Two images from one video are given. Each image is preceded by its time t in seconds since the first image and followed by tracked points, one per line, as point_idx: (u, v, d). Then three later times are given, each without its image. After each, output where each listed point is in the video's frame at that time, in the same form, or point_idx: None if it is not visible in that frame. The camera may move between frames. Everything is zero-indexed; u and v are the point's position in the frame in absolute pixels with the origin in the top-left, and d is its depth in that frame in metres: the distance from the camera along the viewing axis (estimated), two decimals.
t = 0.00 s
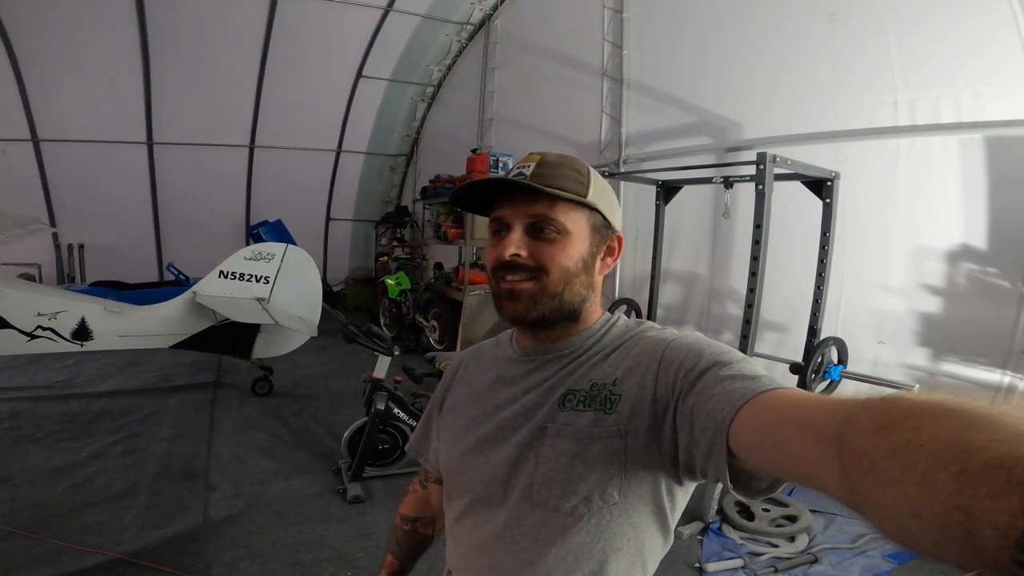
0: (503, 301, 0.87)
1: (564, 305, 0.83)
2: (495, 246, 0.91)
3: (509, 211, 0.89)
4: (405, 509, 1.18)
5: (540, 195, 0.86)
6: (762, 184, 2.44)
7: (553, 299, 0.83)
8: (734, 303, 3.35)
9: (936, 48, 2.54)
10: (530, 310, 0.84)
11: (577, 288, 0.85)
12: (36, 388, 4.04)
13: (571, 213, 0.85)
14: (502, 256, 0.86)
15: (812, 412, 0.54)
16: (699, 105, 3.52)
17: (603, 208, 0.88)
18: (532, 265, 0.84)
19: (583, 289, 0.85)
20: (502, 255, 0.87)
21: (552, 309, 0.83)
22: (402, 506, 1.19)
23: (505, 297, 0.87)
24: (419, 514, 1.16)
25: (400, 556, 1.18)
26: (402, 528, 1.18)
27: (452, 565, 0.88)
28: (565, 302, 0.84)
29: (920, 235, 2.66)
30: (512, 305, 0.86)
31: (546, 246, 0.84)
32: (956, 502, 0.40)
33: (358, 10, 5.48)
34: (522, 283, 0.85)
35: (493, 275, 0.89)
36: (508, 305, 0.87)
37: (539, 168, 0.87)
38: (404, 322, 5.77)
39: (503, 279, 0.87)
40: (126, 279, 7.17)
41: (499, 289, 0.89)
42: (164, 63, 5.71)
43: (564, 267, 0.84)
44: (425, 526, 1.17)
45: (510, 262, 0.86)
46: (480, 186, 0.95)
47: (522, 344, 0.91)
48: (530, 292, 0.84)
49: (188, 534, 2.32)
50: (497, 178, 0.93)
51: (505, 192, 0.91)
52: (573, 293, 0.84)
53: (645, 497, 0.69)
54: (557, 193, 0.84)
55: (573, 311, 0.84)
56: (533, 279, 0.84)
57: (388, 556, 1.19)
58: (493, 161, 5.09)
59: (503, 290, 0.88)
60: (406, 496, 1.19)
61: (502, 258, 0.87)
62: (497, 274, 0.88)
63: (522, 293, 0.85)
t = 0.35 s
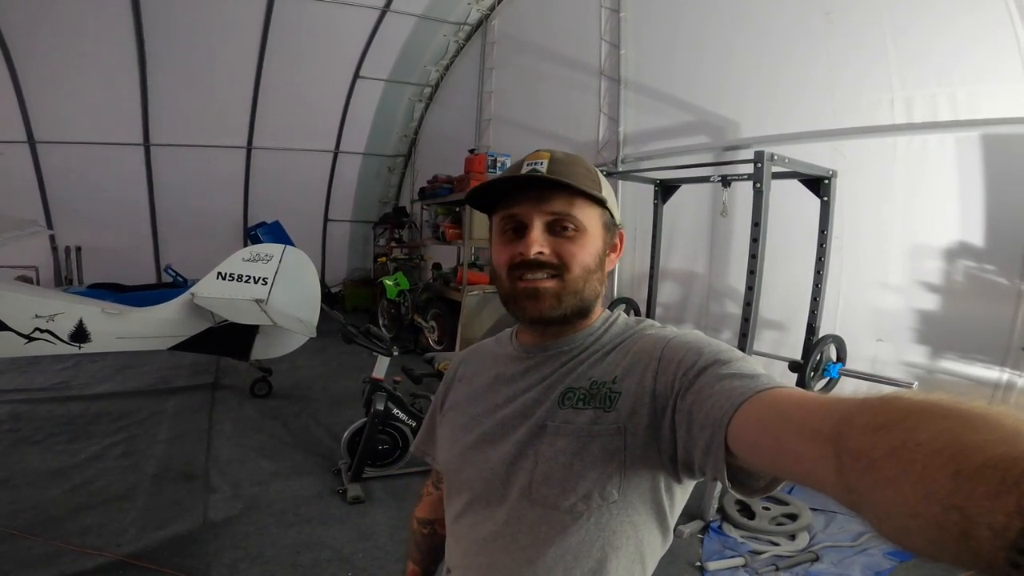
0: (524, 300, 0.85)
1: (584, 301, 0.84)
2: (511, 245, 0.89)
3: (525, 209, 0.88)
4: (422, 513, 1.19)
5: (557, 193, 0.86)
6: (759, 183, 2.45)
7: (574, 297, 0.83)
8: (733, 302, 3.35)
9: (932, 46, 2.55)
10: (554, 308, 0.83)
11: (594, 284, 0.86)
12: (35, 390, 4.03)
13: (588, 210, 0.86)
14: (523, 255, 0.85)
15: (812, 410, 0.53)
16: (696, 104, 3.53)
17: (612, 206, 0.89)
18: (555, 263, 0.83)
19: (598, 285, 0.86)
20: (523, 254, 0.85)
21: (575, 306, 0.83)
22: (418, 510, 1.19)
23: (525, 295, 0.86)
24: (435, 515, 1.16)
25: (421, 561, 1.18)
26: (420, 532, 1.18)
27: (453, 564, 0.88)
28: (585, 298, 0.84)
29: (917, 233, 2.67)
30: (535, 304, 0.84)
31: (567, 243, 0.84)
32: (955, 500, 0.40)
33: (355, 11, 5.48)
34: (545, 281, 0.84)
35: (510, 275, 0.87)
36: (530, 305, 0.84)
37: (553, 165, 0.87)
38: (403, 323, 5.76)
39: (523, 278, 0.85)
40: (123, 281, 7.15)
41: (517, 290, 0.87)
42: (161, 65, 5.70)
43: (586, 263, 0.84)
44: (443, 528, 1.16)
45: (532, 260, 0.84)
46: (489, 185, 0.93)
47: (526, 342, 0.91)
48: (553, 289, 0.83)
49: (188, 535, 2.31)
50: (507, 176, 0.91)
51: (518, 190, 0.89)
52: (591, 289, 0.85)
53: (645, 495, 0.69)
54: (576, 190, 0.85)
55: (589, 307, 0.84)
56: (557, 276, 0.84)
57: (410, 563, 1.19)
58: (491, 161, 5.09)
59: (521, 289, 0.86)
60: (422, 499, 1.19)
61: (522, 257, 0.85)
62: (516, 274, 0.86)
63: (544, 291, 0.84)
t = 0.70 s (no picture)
0: (533, 303, 0.85)
1: (591, 304, 0.84)
2: (520, 247, 0.89)
3: (534, 211, 0.87)
4: (419, 511, 1.18)
5: (567, 194, 0.86)
6: (758, 182, 2.45)
7: (583, 300, 0.83)
8: (732, 301, 3.35)
9: (930, 44, 2.55)
10: (564, 310, 0.83)
11: (600, 286, 0.87)
12: (33, 392, 4.02)
13: (597, 213, 0.87)
14: (535, 257, 0.84)
15: (813, 410, 0.54)
16: (694, 104, 3.53)
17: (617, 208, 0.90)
18: (565, 266, 0.84)
19: (603, 288, 0.87)
20: (534, 257, 0.85)
21: (583, 309, 0.84)
22: (415, 508, 1.19)
23: (534, 299, 0.85)
24: (432, 515, 1.16)
25: (417, 559, 1.18)
26: (417, 530, 1.18)
27: (454, 564, 0.88)
28: (592, 301, 0.84)
29: (915, 232, 2.68)
30: (544, 307, 0.84)
31: (578, 246, 0.85)
32: (957, 501, 0.40)
33: (352, 11, 5.47)
34: (555, 284, 0.84)
35: (519, 277, 0.87)
36: (540, 307, 0.84)
37: (562, 166, 0.86)
38: (402, 323, 5.76)
39: (533, 281, 0.85)
40: (121, 283, 7.13)
41: (526, 292, 0.86)
42: (158, 66, 5.69)
43: (593, 267, 0.85)
44: (441, 527, 1.16)
45: (544, 263, 0.84)
46: (496, 184, 0.91)
47: (526, 343, 0.90)
48: (562, 293, 0.83)
49: (188, 537, 2.30)
50: (515, 175, 0.90)
51: (527, 191, 0.88)
52: (597, 292, 0.86)
53: (646, 496, 0.69)
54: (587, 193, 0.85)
55: (594, 309, 0.85)
56: (566, 279, 0.84)
57: (406, 559, 1.19)
58: (490, 161, 5.09)
59: (529, 293, 0.86)
60: (419, 497, 1.19)
61: (533, 259, 0.85)
62: (526, 277, 0.86)
63: (554, 293, 0.84)
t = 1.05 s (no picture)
0: (532, 313, 0.85)
1: (591, 313, 0.84)
2: (519, 255, 0.88)
3: (535, 219, 0.86)
4: (419, 510, 1.18)
5: (568, 204, 0.84)
6: (758, 182, 2.44)
7: (583, 310, 0.83)
8: (733, 301, 3.35)
9: (929, 44, 2.55)
10: (563, 320, 0.83)
11: (601, 294, 0.86)
12: (35, 394, 4.03)
13: (597, 221, 0.85)
14: (535, 269, 0.84)
15: (811, 412, 0.53)
16: (695, 105, 3.52)
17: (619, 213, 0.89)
18: (565, 277, 0.83)
19: (604, 294, 0.87)
20: (534, 269, 0.84)
21: (582, 318, 0.83)
22: (415, 507, 1.19)
23: (533, 309, 0.85)
24: (432, 515, 1.16)
25: (415, 558, 1.18)
26: (416, 529, 1.18)
27: (454, 566, 0.87)
28: (592, 309, 0.84)
29: (916, 231, 2.67)
30: (544, 318, 0.84)
31: (577, 256, 0.84)
32: (952, 502, 0.40)
33: (352, 13, 5.48)
34: (555, 295, 0.84)
35: (519, 287, 0.87)
36: (540, 318, 0.84)
37: (562, 173, 0.85)
38: (403, 325, 5.76)
39: (532, 292, 0.85)
40: (123, 285, 7.15)
41: (525, 301, 0.86)
42: (159, 68, 5.71)
43: (593, 276, 0.84)
44: (439, 528, 1.16)
45: (543, 274, 0.84)
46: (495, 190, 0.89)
47: (524, 346, 0.90)
48: (562, 304, 0.83)
49: (189, 538, 2.31)
50: (514, 181, 0.88)
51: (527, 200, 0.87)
52: (598, 300, 0.85)
53: (645, 497, 0.69)
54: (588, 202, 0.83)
55: (594, 316, 0.85)
56: (566, 289, 0.84)
57: (405, 558, 1.19)
58: (490, 162, 5.10)
59: (529, 303, 0.86)
60: (419, 496, 1.19)
61: (533, 270, 0.85)
62: (525, 288, 0.85)
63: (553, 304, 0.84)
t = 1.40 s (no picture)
0: (508, 306, 0.87)
1: (565, 315, 0.83)
2: (503, 251, 0.90)
3: (519, 215, 0.88)
4: (417, 504, 1.19)
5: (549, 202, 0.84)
6: (760, 183, 2.45)
7: (554, 311, 0.83)
8: (734, 301, 3.35)
9: (932, 44, 2.55)
10: (533, 318, 0.84)
11: (580, 298, 0.84)
12: (39, 394, 4.04)
13: (580, 222, 0.84)
14: (507, 264, 0.86)
15: (810, 411, 0.53)
16: (697, 105, 3.52)
17: (612, 216, 0.86)
18: (535, 276, 0.83)
19: (586, 298, 0.85)
20: (508, 264, 0.86)
21: (555, 318, 0.83)
22: (415, 502, 1.20)
23: (509, 304, 0.87)
24: (428, 510, 1.17)
25: (407, 550, 1.18)
26: (414, 523, 1.18)
27: (455, 565, 0.88)
28: (568, 312, 0.83)
29: (918, 231, 2.67)
30: (514, 313, 0.86)
31: (554, 256, 0.83)
32: (953, 501, 0.40)
33: (353, 14, 5.49)
34: (525, 292, 0.85)
35: (498, 281, 0.89)
36: (511, 313, 0.86)
37: (550, 172, 0.85)
38: (405, 325, 5.76)
39: (508, 285, 0.87)
40: (126, 286, 7.16)
41: (503, 296, 0.89)
42: (162, 68, 5.72)
43: (568, 278, 0.83)
44: (433, 524, 1.16)
45: (514, 271, 0.85)
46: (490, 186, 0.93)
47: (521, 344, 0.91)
48: (533, 301, 0.84)
49: (192, 538, 2.31)
50: (508, 179, 0.91)
51: (515, 197, 0.89)
52: (576, 303, 0.84)
53: (646, 497, 0.69)
54: (567, 202, 0.82)
55: (574, 318, 0.83)
56: (536, 288, 0.84)
57: (399, 550, 1.19)
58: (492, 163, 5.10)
59: (507, 297, 0.88)
60: (419, 491, 1.20)
61: (508, 265, 0.86)
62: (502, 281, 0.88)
63: (524, 301, 0.85)
